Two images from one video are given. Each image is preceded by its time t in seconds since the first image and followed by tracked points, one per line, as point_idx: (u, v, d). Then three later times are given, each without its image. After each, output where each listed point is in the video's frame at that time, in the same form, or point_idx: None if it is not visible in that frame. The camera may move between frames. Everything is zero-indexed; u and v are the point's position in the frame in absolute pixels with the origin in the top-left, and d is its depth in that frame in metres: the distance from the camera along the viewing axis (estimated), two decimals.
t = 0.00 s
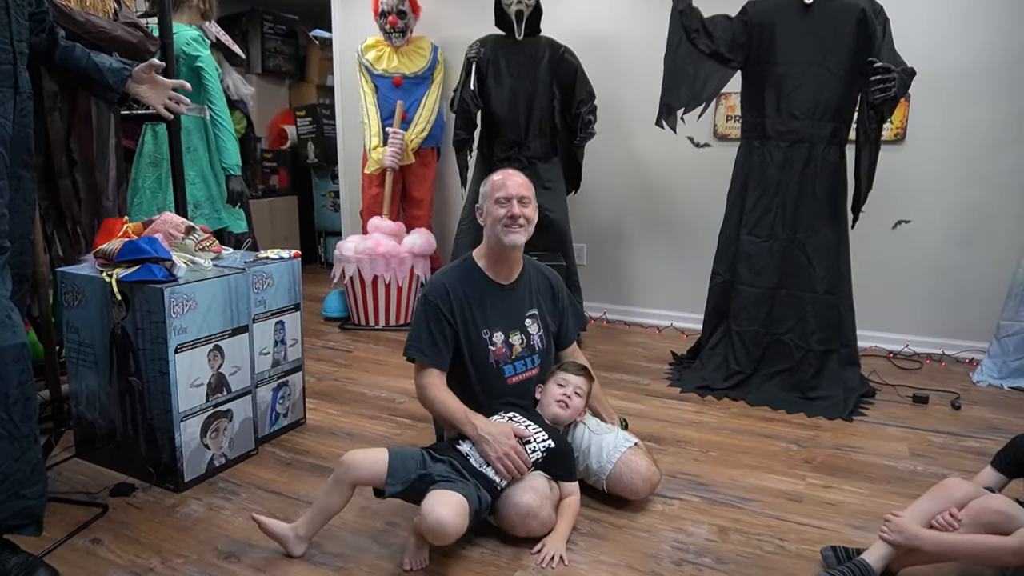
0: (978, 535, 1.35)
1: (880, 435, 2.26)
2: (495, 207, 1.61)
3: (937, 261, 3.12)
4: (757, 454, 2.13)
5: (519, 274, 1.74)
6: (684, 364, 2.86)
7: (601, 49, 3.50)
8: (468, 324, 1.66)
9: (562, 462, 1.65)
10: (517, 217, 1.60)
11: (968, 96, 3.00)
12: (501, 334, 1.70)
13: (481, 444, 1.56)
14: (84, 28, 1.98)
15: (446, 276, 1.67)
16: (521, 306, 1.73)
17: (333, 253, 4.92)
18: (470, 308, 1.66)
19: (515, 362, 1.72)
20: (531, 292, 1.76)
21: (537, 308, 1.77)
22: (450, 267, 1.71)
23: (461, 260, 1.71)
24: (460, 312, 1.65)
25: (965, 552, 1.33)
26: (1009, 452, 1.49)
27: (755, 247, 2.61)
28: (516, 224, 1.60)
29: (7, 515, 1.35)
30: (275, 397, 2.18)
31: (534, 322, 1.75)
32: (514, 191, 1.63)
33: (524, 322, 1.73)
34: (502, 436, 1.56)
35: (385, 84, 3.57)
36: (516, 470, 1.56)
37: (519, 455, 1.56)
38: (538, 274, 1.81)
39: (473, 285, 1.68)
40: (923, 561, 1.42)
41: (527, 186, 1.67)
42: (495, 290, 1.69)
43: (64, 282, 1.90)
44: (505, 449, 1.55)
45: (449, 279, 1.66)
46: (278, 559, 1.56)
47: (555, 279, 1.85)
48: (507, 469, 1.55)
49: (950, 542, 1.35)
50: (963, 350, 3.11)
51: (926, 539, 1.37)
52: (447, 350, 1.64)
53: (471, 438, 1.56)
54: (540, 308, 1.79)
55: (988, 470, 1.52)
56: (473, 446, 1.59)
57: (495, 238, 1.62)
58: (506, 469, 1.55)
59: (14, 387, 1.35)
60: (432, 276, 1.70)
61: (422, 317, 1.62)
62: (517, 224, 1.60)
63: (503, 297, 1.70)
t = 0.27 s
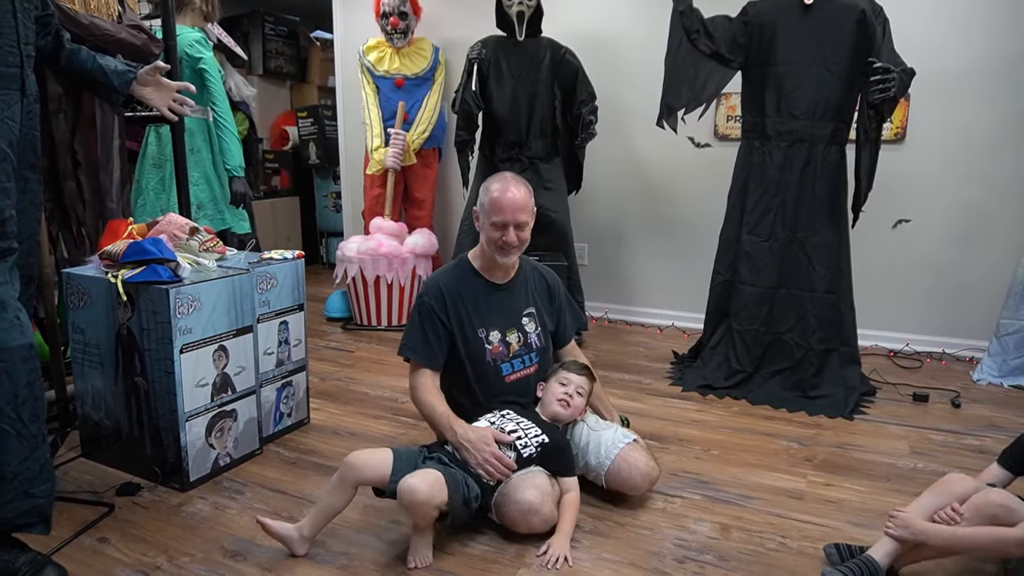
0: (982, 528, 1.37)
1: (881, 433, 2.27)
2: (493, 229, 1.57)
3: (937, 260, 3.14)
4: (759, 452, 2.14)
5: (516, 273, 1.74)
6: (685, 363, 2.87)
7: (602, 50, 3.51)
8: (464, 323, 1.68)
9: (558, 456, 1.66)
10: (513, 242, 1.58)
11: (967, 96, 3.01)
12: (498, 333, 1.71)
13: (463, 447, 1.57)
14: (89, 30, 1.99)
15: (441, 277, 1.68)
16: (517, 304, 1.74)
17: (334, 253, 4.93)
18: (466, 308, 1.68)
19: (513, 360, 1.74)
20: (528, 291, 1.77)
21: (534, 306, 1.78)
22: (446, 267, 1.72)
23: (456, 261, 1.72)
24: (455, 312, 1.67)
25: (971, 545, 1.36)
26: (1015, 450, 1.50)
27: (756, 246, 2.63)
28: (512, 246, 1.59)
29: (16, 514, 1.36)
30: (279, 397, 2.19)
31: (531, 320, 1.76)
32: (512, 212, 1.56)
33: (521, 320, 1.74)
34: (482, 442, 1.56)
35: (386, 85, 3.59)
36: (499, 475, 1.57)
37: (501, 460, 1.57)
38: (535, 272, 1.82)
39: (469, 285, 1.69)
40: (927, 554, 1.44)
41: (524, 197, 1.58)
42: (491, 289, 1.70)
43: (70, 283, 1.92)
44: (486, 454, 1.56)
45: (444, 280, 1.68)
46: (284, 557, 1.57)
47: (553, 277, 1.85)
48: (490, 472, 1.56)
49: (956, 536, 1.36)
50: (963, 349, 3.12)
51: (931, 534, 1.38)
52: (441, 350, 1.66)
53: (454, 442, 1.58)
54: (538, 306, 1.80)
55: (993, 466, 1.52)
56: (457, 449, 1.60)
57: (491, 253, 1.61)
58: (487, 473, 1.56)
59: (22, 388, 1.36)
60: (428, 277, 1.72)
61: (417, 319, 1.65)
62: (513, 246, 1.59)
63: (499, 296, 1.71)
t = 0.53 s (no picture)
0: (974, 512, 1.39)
1: (879, 431, 2.29)
2: (494, 235, 1.58)
3: (935, 260, 3.15)
4: (757, 449, 2.16)
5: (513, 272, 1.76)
6: (685, 362, 2.89)
7: (602, 50, 3.53)
8: (460, 321, 1.69)
9: (557, 452, 1.68)
10: (513, 249, 1.59)
11: (965, 96, 3.03)
12: (495, 331, 1.73)
13: (469, 435, 1.58)
14: (94, 31, 2.01)
15: (440, 274, 1.69)
16: (514, 303, 1.75)
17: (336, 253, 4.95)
18: (463, 306, 1.69)
19: (510, 358, 1.75)
20: (525, 290, 1.79)
21: (531, 305, 1.79)
22: (444, 265, 1.73)
23: (454, 259, 1.73)
24: (452, 310, 1.69)
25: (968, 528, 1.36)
26: (1011, 447, 1.51)
27: (755, 246, 2.64)
28: (511, 252, 1.60)
29: (23, 508, 1.38)
30: (282, 394, 2.21)
31: (528, 319, 1.78)
32: (511, 219, 1.57)
33: (518, 318, 1.76)
34: (489, 429, 1.58)
35: (388, 85, 3.61)
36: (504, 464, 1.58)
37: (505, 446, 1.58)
38: (533, 271, 1.83)
39: (466, 282, 1.70)
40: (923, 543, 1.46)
41: (524, 203, 1.59)
42: (488, 288, 1.72)
43: (75, 281, 1.93)
44: (492, 441, 1.57)
45: (441, 278, 1.69)
46: (286, 552, 1.59)
47: (550, 277, 1.86)
48: (494, 462, 1.57)
49: (949, 519, 1.37)
50: (961, 348, 3.14)
51: (924, 516, 1.40)
52: (438, 347, 1.67)
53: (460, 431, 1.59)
54: (535, 305, 1.81)
55: (990, 462, 1.53)
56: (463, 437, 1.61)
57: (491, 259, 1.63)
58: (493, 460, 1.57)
59: (30, 383, 1.38)
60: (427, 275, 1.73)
61: (413, 316, 1.66)
62: (513, 252, 1.61)
63: (496, 295, 1.72)
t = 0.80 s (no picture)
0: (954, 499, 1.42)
1: (874, 429, 2.32)
2: (501, 242, 1.59)
3: (931, 260, 3.18)
4: (753, 447, 2.19)
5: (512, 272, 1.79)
6: (683, 361, 2.92)
7: (601, 53, 3.56)
8: (463, 320, 1.73)
9: (557, 450, 1.72)
10: (518, 256, 1.61)
11: (960, 98, 3.06)
12: (496, 330, 1.76)
13: (492, 415, 1.64)
14: (100, 36, 2.06)
15: (443, 274, 1.72)
16: (514, 302, 1.79)
17: (337, 253, 4.99)
18: (465, 305, 1.72)
19: (510, 356, 1.79)
20: (525, 290, 1.82)
21: (530, 305, 1.83)
22: (447, 265, 1.76)
23: (456, 259, 1.76)
24: (455, 309, 1.72)
25: (948, 514, 1.40)
26: (1004, 444, 1.53)
27: (752, 246, 2.67)
28: (515, 258, 1.62)
29: (34, 504, 1.41)
30: (285, 393, 2.24)
31: (527, 318, 1.82)
32: (518, 226, 1.56)
33: (517, 318, 1.80)
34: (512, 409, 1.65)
35: (388, 87, 3.64)
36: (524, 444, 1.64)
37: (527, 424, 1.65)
38: (531, 272, 1.87)
39: (469, 282, 1.73)
40: (910, 530, 1.51)
41: (530, 208, 1.58)
42: (490, 287, 1.75)
43: (82, 282, 1.97)
44: (515, 418, 1.64)
45: (445, 277, 1.71)
46: (291, 548, 1.62)
47: (547, 277, 1.90)
48: (516, 438, 1.63)
49: (927, 505, 1.43)
50: (956, 347, 3.17)
51: (903, 501, 1.46)
52: (443, 344, 1.70)
53: (482, 413, 1.65)
54: (534, 305, 1.85)
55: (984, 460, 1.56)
56: (483, 421, 1.67)
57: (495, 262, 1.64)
58: (515, 435, 1.63)
59: (40, 382, 1.41)
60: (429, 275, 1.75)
61: (418, 314, 1.69)
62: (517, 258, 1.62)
63: (497, 294, 1.76)
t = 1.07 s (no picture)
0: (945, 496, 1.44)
1: (870, 429, 2.34)
2: (511, 253, 1.60)
3: (928, 260, 3.20)
4: (750, 447, 2.21)
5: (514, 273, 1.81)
6: (681, 361, 2.94)
7: (600, 54, 3.58)
8: (463, 320, 1.74)
9: (554, 447, 1.74)
10: (525, 262, 1.63)
11: (957, 99, 3.08)
12: (496, 330, 1.78)
13: (481, 411, 1.66)
14: (102, 38, 2.07)
15: (443, 274, 1.74)
16: (514, 303, 1.80)
17: (337, 253, 5.00)
18: (466, 305, 1.74)
19: (509, 357, 1.80)
20: (525, 291, 1.84)
21: (530, 306, 1.84)
22: (448, 266, 1.77)
23: (457, 260, 1.77)
24: (456, 309, 1.73)
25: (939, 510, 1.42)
26: (999, 444, 1.54)
27: (749, 247, 2.69)
28: (522, 264, 1.64)
29: (36, 502, 1.42)
30: (285, 393, 2.26)
31: (527, 319, 1.83)
32: (528, 237, 1.58)
33: (517, 318, 1.81)
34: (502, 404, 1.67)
35: (388, 88, 3.66)
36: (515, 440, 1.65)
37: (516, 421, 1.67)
38: (531, 273, 1.89)
39: (470, 282, 1.75)
40: (902, 527, 1.54)
41: (539, 218, 1.59)
42: (490, 288, 1.76)
43: (84, 282, 1.98)
44: (504, 414, 1.66)
45: (445, 277, 1.73)
46: (291, 546, 1.64)
47: (545, 278, 1.92)
48: (505, 434, 1.64)
49: (918, 502, 1.45)
50: (953, 348, 3.18)
51: (894, 498, 1.49)
52: (442, 344, 1.72)
53: (473, 409, 1.67)
54: (533, 306, 1.86)
55: (979, 460, 1.58)
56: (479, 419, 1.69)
57: (502, 267, 1.66)
58: (505, 429, 1.64)
59: (43, 381, 1.43)
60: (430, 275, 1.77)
61: (418, 314, 1.70)
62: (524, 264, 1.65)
63: (497, 295, 1.77)
